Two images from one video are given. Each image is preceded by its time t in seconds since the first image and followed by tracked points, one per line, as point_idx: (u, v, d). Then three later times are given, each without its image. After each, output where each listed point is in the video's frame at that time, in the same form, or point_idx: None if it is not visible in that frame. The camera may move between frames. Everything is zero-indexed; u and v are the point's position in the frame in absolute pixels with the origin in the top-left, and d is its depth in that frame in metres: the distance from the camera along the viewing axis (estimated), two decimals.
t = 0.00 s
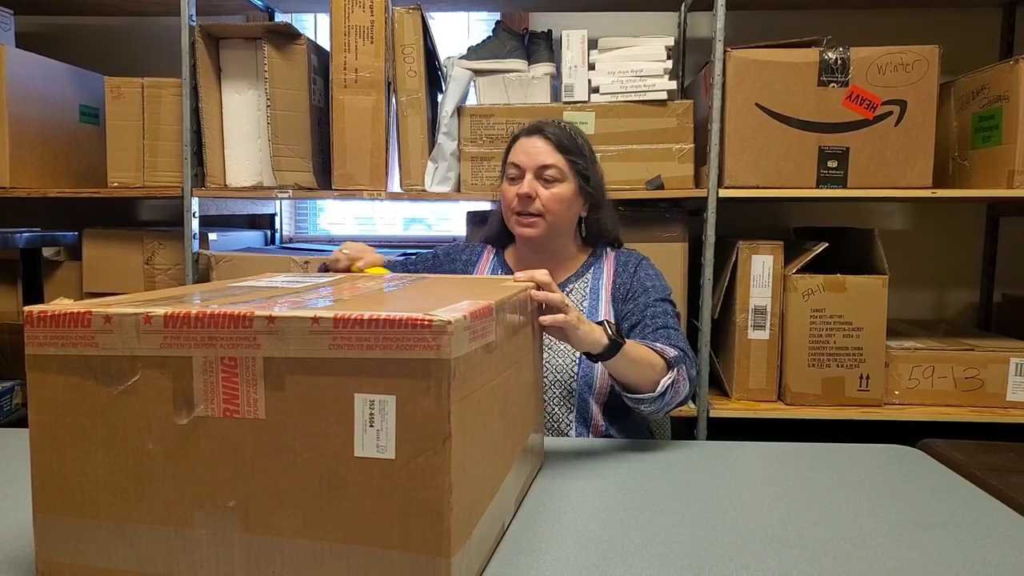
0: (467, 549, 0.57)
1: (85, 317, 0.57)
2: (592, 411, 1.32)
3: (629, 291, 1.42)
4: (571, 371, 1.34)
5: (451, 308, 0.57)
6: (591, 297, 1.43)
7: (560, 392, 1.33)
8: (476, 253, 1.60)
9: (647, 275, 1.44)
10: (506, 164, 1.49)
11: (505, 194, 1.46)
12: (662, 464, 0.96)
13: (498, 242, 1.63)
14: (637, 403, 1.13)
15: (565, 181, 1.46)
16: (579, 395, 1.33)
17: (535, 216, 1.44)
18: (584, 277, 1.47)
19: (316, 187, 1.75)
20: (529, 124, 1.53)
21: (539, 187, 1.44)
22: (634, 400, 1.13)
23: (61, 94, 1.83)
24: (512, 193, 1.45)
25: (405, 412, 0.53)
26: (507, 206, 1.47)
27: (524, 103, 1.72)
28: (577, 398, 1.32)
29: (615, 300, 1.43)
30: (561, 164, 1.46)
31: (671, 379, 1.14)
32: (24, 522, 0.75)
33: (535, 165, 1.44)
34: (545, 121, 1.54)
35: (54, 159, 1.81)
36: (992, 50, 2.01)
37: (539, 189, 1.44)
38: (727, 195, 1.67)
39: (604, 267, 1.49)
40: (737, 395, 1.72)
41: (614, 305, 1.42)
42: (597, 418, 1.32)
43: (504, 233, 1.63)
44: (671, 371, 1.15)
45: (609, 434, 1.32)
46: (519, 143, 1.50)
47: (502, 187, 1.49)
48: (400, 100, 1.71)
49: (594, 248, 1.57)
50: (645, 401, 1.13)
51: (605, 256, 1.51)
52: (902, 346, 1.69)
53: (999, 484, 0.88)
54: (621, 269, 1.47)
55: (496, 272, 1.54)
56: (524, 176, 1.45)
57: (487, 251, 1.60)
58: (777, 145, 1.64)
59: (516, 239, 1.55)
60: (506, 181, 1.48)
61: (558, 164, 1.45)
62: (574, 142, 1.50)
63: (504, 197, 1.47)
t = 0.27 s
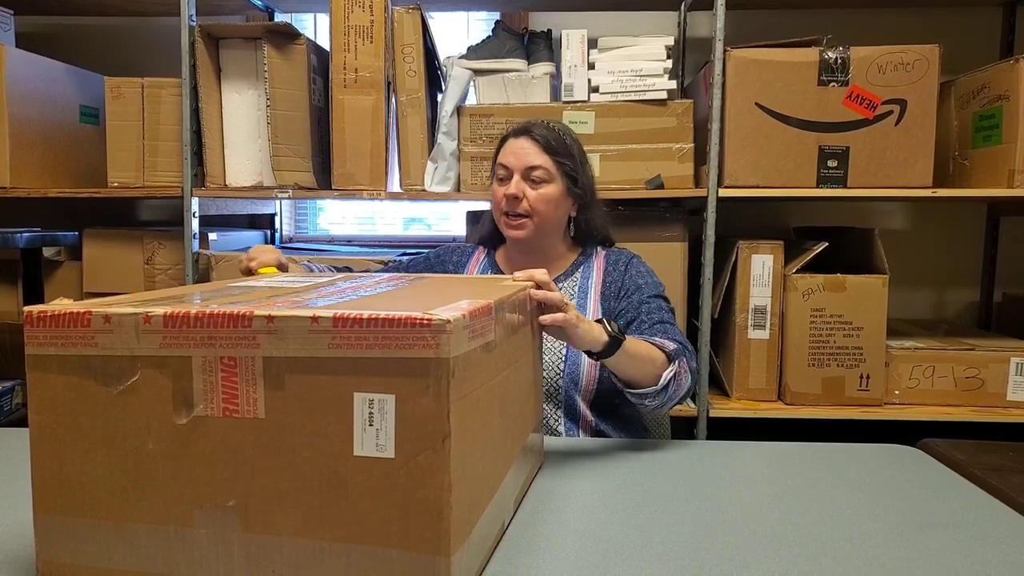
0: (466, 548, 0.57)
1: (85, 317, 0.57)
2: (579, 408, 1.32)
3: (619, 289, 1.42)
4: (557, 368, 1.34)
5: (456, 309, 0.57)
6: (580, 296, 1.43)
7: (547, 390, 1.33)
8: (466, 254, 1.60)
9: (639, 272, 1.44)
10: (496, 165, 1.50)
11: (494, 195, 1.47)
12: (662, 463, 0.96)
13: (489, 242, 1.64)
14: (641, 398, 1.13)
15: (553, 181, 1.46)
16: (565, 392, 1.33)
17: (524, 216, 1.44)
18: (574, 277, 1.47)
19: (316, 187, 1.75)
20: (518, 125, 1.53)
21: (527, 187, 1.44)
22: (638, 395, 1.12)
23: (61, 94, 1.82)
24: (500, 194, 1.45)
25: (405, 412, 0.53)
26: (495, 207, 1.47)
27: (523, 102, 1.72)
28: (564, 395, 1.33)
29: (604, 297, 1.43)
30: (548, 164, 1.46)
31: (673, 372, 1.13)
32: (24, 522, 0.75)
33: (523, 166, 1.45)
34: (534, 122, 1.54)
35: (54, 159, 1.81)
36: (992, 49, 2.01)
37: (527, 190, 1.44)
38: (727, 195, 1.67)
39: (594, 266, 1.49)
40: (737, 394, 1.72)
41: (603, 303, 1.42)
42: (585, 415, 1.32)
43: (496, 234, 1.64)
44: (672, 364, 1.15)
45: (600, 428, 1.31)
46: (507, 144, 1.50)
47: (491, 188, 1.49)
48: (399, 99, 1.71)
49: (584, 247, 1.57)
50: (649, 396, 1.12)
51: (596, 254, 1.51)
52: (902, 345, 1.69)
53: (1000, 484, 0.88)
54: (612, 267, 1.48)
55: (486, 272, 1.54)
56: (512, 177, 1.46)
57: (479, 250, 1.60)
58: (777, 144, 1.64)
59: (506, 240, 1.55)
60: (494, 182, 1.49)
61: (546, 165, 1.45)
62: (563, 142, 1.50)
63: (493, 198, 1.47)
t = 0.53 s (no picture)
0: (466, 548, 0.57)
1: (84, 316, 0.57)
2: (585, 406, 1.32)
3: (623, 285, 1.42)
4: (563, 366, 1.33)
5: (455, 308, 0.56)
6: (583, 295, 1.41)
7: (553, 389, 1.32)
8: (466, 256, 1.60)
9: (643, 269, 1.44)
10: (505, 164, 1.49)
11: (506, 191, 1.44)
12: (661, 463, 0.96)
13: (490, 243, 1.63)
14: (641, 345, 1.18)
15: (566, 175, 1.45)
16: (571, 391, 1.32)
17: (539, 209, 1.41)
18: (577, 275, 1.45)
19: (316, 186, 1.75)
20: (524, 126, 1.54)
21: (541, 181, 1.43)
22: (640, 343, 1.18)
23: (60, 93, 1.82)
24: (514, 189, 1.43)
25: (405, 411, 0.53)
26: (507, 204, 1.44)
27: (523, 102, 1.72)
28: (570, 393, 1.32)
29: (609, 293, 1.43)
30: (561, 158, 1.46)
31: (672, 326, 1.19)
32: (23, 520, 0.75)
33: (536, 161, 1.44)
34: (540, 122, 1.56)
35: (53, 158, 1.81)
36: (992, 49, 2.01)
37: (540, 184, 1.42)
38: (727, 195, 1.67)
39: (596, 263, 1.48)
40: (736, 394, 1.72)
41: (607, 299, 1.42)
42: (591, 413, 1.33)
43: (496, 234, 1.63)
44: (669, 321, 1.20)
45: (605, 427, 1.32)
46: (514, 143, 1.51)
47: (501, 185, 1.47)
48: (399, 99, 1.71)
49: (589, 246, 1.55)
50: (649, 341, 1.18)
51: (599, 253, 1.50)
52: (901, 345, 1.69)
53: (999, 484, 0.88)
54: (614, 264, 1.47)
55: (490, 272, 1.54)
56: (525, 173, 1.45)
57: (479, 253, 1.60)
58: (777, 144, 1.64)
59: (516, 240, 1.51)
60: (505, 179, 1.47)
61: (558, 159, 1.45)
62: (569, 142, 1.52)
63: (505, 195, 1.45)
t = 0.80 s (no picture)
0: (465, 547, 0.57)
1: (83, 315, 0.57)
2: (593, 402, 1.32)
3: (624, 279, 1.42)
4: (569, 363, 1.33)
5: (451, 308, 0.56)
6: (586, 291, 1.42)
7: (560, 386, 1.33)
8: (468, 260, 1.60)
9: (642, 262, 1.43)
10: (525, 163, 1.47)
11: (529, 192, 1.43)
12: (661, 462, 0.96)
13: (494, 244, 1.65)
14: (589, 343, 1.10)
15: (587, 180, 1.46)
16: (578, 387, 1.32)
17: (561, 214, 1.42)
18: (582, 271, 1.47)
19: (315, 185, 1.74)
20: (542, 125, 1.53)
21: (565, 185, 1.43)
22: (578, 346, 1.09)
23: (59, 92, 1.82)
24: (538, 191, 1.42)
25: (405, 411, 0.53)
26: (529, 204, 1.43)
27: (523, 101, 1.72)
28: (577, 389, 1.32)
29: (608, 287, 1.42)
30: (584, 164, 1.46)
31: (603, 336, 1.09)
32: (23, 520, 0.75)
33: (561, 165, 1.44)
34: (556, 123, 1.55)
35: (52, 157, 1.81)
36: (992, 49, 2.01)
37: (566, 187, 1.42)
38: (727, 195, 1.67)
39: (601, 261, 1.48)
40: (736, 394, 1.72)
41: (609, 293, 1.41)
42: (598, 409, 1.33)
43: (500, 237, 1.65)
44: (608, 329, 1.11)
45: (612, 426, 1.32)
46: (536, 143, 1.49)
47: (522, 185, 1.45)
48: (399, 98, 1.71)
49: (596, 247, 1.54)
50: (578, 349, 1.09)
51: (604, 252, 1.50)
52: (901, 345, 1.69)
53: (999, 484, 0.88)
54: (616, 260, 1.47)
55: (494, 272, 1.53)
56: (549, 175, 1.44)
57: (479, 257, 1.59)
58: (777, 144, 1.64)
59: (526, 236, 1.51)
60: (527, 179, 1.45)
61: (582, 163, 1.46)
62: (588, 145, 1.52)
63: (527, 196, 1.44)
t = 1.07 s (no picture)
0: (465, 547, 0.57)
1: (83, 314, 0.57)
2: (598, 400, 1.32)
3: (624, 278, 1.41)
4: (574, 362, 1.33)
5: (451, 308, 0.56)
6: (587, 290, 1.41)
7: (565, 384, 1.33)
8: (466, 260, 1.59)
9: (644, 263, 1.43)
10: (528, 162, 1.48)
11: (533, 190, 1.44)
12: (661, 462, 0.96)
13: (494, 243, 1.65)
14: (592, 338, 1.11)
15: (589, 179, 1.47)
16: (582, 385, 1.32)
17: (564, 212, 1.43)
18: (584, 270, 1.47)
19: (315, 185, 1.74)
20: (545, 124, 1.53)
21: (568, 183, 1.44)
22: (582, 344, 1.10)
23: (59, 91, 1.82)
24: (542, 189, 1.43)
25: (405, 410, 0.53)
26: (532, 202, 1.44)
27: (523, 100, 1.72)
28: (582, 388, 1.32)
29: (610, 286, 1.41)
30: (586, 162, 1.47)
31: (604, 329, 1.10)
32: (22, 519, 0.75)
33: (564, 163, 1.45)
34: (559, 121, 1.54)
35: (52, 156, 1.81)
36: (992, 48, 2.01)
37: (569, 185, 1.44)
38: (727, 194, 1.67)
39: (602, 261, 1.48)
40: (736, 393, 1.72)
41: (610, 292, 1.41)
42: (601, 408, 1.33)
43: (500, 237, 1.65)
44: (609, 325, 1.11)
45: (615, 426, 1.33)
46: (538, 141, 1.50)
47: (525, 183, 1.46)
48: (398, 97, 1.71)
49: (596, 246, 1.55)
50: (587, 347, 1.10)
51: (605, 251, 1.51)
52: (900, 345, 1.70)
53: (998, 483, 0.88)
54: (616, 259, 1.46)
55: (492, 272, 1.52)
56: (552, 173, 1.45)
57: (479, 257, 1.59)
58: (777, 143, 1.64)
59: (529, 233, 1.52)
60: (530, 178, 1.46)
61: (585, 161, 1.47)
62: (590, 144, 1.52)
63: (530, 194, 1.45)
